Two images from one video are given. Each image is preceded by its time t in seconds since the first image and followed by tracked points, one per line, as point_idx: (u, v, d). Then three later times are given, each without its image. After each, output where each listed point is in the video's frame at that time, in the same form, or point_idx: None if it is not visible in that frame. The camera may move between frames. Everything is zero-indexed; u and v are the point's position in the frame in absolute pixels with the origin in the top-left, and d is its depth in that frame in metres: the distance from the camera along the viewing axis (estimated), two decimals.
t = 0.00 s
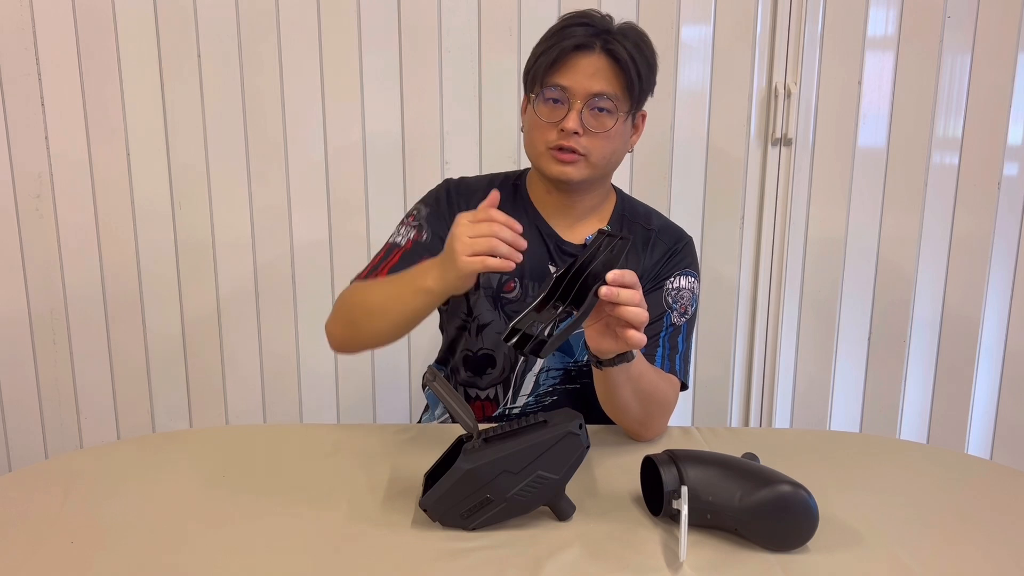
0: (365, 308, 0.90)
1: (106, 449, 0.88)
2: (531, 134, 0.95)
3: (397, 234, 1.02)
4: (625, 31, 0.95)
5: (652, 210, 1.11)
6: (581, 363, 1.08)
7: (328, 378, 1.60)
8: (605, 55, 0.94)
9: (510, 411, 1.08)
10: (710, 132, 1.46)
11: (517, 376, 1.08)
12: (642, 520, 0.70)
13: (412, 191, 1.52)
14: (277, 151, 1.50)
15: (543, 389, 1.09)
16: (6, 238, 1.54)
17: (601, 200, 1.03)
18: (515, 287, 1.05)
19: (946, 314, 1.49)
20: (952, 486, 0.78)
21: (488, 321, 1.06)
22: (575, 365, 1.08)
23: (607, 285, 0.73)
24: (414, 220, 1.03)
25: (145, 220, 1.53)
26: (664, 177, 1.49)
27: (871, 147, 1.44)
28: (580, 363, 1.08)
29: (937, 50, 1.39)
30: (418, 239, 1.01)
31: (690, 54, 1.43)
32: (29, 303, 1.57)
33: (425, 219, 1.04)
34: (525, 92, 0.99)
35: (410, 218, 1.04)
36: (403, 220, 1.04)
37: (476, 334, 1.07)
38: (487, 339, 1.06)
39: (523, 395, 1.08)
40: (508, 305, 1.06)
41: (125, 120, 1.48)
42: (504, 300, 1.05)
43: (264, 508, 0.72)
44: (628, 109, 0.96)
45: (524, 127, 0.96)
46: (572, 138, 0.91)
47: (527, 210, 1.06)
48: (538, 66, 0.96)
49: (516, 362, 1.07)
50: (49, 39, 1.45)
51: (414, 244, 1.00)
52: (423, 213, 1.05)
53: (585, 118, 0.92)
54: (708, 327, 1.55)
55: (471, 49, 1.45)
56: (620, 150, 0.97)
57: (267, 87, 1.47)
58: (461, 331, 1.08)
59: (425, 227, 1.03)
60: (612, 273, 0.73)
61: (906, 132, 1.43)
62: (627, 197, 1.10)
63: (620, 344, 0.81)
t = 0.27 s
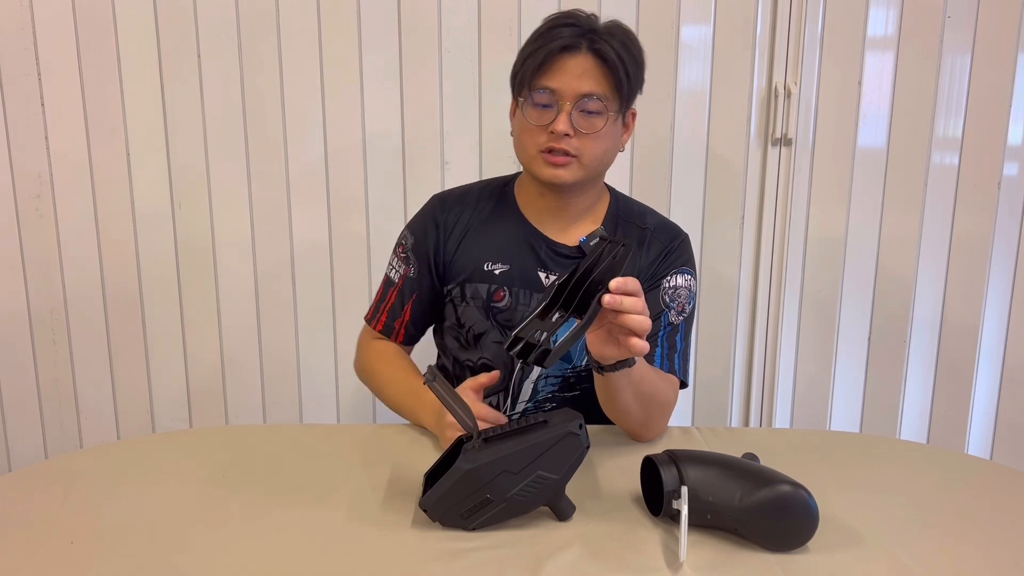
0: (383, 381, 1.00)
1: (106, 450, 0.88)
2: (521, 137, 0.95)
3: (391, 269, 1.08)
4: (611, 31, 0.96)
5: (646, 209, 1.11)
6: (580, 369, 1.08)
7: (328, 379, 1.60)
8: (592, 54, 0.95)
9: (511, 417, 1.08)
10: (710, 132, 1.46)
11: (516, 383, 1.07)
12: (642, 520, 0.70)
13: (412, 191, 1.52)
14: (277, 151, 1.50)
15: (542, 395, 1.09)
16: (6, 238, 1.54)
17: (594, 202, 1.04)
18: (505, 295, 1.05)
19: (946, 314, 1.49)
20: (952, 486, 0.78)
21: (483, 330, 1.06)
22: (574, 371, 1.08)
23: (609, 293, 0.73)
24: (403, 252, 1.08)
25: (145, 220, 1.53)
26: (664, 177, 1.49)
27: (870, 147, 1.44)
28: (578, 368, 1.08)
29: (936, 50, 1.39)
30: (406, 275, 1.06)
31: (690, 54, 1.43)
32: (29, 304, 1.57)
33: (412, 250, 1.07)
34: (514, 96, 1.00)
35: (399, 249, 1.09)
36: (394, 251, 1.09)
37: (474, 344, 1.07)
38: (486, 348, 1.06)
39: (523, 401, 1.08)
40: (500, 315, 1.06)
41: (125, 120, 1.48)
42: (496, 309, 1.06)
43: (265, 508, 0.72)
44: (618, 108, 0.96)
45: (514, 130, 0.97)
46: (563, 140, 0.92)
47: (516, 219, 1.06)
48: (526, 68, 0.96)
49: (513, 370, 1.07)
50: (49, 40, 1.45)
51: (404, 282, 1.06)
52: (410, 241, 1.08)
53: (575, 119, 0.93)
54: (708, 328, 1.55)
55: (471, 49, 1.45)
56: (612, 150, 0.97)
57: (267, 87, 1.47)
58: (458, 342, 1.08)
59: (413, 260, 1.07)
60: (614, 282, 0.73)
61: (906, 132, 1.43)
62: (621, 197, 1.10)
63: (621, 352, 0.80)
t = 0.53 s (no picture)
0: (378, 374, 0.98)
1: (106, 449, 0.88)
2: (507, 143, 0.96)
3: (389, 267, 1.07)
4: (587, 28, 0.95)
5: (642, 206, 1.11)
6: (576, 366, 1.08)
7: (328, 379, 1.60)
8: (570, 54, 0.95)
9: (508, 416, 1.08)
10: (710, 132, 1.46)
11: (513, 382, 1.07)
12: (642, 520, 0.70)
13: (412, 191, 1.52)
14: (277, 151, 1.50)
15: (540, 392, 1.08)
16: (6, 238, 1.54)
17: (586, 200, 1.04)
18: (502, 293, 1.06)
19: (947, 314, 1.49)
20: (953, 486, 0.78)
21: (481, 329, 1.07)
22: (571, 368, 1.08)
23: (606, 293, 0.73)
24: (401, 250, 1.07)
25: (145, 221, 1.53)
26: (664, 177, 1.49)
27: (870, 147, 1.44)
28: (575, 365, 1.08)
29: (936, 50, 1.39)
30: (406, 272, 1.05)
31: (690, 54, 1.43)
32: (29, 303, 1.57)
33: (410, 247, 1.07)
34: (498, 100, 1.00)
35: (397, 247, 1.08)
36: (392, 250, 1.08)
37: (471, 343, 1.07)
38: (483, 347, 1.07)
39: (520, 399, 1.08)
40: (497, 312, 1.06)
41: (125, 120, 1.48)
42: (493, 307, 1.06)
43: (265, 508, 0.72)
44: (600, 105, 0.96)
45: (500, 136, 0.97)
46: (547, 143, 0.92)
47: (511, 218, 1.06)
48: (505, 73, 0.96)
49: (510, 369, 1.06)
50: (49, 40, 1.45)
51: (404, 278, 1.05)
52: (407, 239, 1.08)
53: (558, 121, 0.93)
54: (707, 328, 1.55)
55: (471, 49, 1.45)
56: (599, 148, 0.97)
57: (267, 87, 1.47)
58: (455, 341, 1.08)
59: (411, 257, 1.06)
60: (610, 282, 0.73)
61: (906, 132, 1.43)
62: (616, 195, 1.10)
63: (617, 352, 0.81)
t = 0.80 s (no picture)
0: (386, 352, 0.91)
1: (106, 449, 0.88)
2: (501, 142, 0.96)
3: (394, 254, 1.04)
4: (580, 27, 0.95)
5: (640, 206, 1.11)
6: (574, 361, 1.08)
7: (328, 379, 1.60)
8: (564, 53, 0.95)
9: (506, 413, 1.08)
10: (709, 132, 1.46)
11: (511, 378, 1.08)
12: (642, 520, 0.70)
13: (412, 191, 1.52)
14: (277, 152, 1.50)
15: (537, 389, 1.08)
16: (6, 238, 1.54)
17: (582, 199, 1.04)
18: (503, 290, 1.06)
19: (947, 314, 1.49)
20: (953, 486, 0.78)
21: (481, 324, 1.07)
22: (568, 363, 1.08)
23: (602, 291, 0.73)
24: (407, 237, 1.05)
25: (145, 221, 1.53)
26: (664, 178, 1.49)
27: (870, 147, 1.44)
28: (572, 361, 1.08)
29: (936, 50, 1.39)
30: (415, 257, 1.03)
31: (690, 54, 1.43)
32: (29, 303, 1.57)
33: (417, 235, 1.05)
34: (493, 99, 1.00)
35: (402, 235, 1.06)
36: (396, 238, 1.06)
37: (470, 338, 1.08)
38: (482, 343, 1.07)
39: (518, 396, 1.08)
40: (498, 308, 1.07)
41: (125, 120, 1.48)
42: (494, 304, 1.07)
43: (264, 508, 0.72)
44: (594, 104, 0.96)
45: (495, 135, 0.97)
46: (541, 141, 0.92)
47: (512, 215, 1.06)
48: (499, 72, 0.97)
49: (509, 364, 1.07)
50: (49, 40, 1.45)
51: (413, 263, 1.02)
52: (413, 228, 1.07)
53: (551, 120, 0.93)
54: (707, 328, 1.55)
55: (471, 49, 1.45)
56: (593, 147, 0.97)
57: (267, 88, 1.47)
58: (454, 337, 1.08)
59: (419, 243, 1.04)
60: (607, 280, 0.73)
61: (906, 132, 1.43)
62: (614, 194, 1.10)
63: (614, 351, 0.80)
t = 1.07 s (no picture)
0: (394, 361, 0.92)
1: (106, 449, 0.88)
2: (504, 142, 0.96)
3: (395, 262, 1.04)
4: (584, 28, 0.95)
5: (641, 206, 1.11)
6: (575, 364, 1.08)
7: (328, 380, 1.60)
8: (568, 53, 0.95)
9: (506, 415, 1.08)
10: (710, 132, 1.46)
11: (513, 380, 1.08)
12: (642, 520, 0.70)
13: (412, 191, 1.52)
14: (277, 152, 1.50)
15: (539, 392, 1.08)
16: (6, 238, 1.54)
17: (584, 200, 1.04)
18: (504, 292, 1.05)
19: (946, 314, 1.49)
20: (953, 486, 0.78)
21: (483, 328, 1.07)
22: (570, 366, 1.08)
23: (605, 289, 0.74)
24: (408, 245, 1.06)
25: (145, 221, 1.53)
26: (664, 178, 1.49)
27: (870, 147, 1.44)
28: (574, 363, 1.08)
29: (936, 50, 1.39)
30: (415, 266, 1.03)
31: (690, 54, 1.43)
32: (29, 303, 1.57)
33: (417, 242, 1.06)
34: (495, 100, 1.00)
35: (403, 243, 1.06)
36: (397, 246, 1.07)
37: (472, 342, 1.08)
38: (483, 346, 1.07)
39: (519, 399, 1.08)
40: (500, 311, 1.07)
41: (125, 120, 1.48)
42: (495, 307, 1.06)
43: (264, 508, 0.72)
44: (598, 105, 0.96)
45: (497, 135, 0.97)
46: (544, 142, 0.92)
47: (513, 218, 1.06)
48: (502, 72, 0.96)
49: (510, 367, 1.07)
50: (49, 40, 1.45)
51: (413, 272, 1.03)
52: (414, 235, 1.07)
53: (555, 120, 0.93)
54: (707, 328, 1.55)
55: (471, 49, 1.45)
56: (597, 148, 0.97)
57: (267, 88, 1.47)
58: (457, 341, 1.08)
59: (420, 250, 1.05)
60: (609, 278, 0.73)
61: (906, 132, 1.43)
62: (615, 194, 1.10)
63: (617, 349, 0.81)
